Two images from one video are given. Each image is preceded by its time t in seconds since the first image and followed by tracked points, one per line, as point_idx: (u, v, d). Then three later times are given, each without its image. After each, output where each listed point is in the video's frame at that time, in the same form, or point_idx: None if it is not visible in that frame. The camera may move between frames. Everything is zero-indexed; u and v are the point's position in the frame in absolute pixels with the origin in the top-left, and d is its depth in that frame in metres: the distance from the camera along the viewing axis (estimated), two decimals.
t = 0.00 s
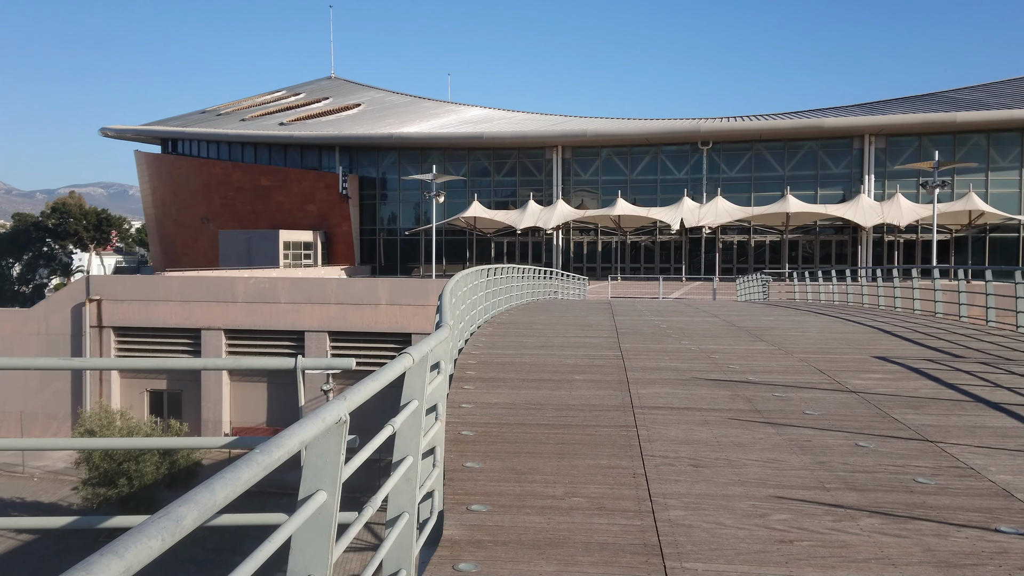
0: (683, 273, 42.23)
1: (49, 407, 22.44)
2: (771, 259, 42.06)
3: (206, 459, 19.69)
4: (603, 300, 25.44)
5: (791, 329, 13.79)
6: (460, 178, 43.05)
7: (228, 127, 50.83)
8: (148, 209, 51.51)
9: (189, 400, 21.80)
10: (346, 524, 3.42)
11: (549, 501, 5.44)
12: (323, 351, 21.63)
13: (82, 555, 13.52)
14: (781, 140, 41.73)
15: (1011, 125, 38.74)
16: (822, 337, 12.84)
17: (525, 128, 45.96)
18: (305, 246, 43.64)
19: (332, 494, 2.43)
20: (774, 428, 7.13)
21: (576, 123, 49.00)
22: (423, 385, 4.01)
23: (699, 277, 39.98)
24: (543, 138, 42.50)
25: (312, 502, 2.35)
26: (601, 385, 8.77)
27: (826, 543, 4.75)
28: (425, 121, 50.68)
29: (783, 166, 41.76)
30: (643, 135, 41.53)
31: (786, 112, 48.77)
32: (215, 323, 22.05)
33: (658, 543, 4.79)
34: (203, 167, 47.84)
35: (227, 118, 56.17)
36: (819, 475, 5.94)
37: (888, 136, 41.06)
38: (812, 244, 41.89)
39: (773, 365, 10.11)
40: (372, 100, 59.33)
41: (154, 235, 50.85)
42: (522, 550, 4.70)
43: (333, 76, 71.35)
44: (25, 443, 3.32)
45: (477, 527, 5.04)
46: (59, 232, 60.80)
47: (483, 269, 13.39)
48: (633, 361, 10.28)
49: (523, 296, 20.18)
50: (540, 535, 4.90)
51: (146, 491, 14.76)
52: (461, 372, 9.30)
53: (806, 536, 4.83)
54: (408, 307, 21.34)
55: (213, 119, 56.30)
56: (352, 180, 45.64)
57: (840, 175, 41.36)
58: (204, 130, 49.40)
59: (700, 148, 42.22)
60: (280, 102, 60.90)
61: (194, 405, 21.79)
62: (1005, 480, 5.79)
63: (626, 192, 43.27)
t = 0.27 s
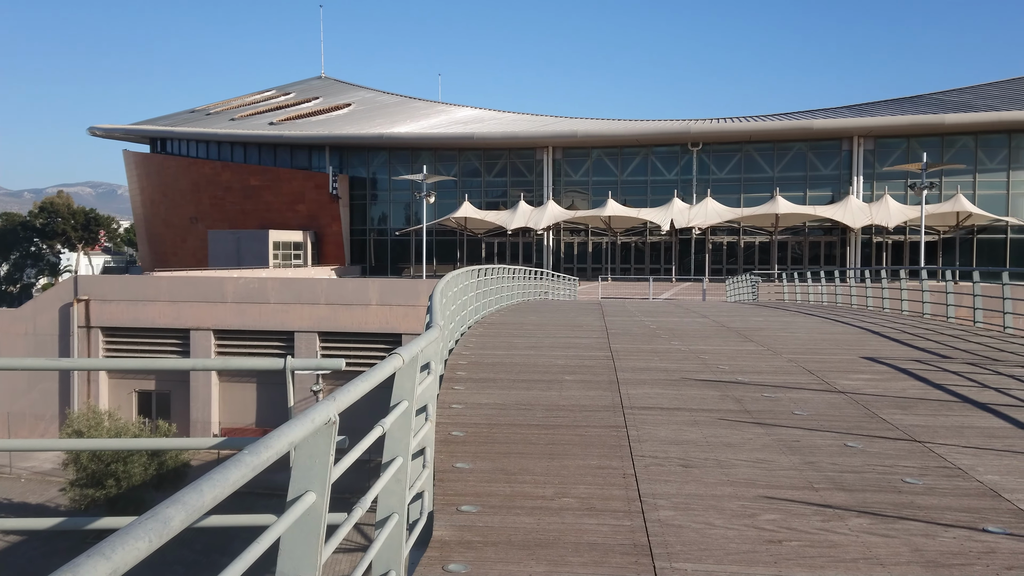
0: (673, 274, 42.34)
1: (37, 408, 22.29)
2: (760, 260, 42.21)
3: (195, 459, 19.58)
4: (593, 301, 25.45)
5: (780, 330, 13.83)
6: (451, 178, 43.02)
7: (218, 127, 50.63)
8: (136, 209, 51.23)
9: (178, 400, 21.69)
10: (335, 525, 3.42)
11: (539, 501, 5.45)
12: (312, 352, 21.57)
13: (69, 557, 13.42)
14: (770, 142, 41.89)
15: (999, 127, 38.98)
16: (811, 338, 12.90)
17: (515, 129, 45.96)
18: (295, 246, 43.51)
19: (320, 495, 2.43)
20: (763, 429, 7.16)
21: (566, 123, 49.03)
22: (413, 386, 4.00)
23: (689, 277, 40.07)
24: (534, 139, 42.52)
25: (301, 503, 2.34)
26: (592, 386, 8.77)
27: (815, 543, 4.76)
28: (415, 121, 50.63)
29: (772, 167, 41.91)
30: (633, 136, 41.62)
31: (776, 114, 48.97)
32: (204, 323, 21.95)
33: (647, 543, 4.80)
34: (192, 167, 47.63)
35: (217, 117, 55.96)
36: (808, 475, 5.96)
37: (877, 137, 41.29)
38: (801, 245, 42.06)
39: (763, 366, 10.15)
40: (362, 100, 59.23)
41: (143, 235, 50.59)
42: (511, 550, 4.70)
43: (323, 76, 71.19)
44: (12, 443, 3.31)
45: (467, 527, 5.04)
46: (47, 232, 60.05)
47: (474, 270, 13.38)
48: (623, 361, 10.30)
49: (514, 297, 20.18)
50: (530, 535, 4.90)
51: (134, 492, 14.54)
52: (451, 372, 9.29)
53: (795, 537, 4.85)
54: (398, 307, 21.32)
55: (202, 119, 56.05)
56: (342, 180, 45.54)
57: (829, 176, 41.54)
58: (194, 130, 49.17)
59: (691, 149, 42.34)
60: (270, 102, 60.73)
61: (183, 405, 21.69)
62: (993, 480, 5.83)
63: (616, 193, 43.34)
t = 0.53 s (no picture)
0: (663, 273, 42.42)
1: (24, 410, 22.12)
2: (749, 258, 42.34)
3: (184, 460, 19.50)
4: (583, 300, 25.47)
5: (769, 328, 13.88)
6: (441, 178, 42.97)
7: (206, 127, 50.40)
8: (124, 209, 50.95)
9: (167, 401, 21.58)
10: (325, 525, 3.41)
11: (529, 500, 5.45)
12: (302, 352, 21.51)
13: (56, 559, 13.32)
14: (759, 141, 42.03)
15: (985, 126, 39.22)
16: (800, 336, 12.94)
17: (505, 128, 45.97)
18: (284, 246, 43.38)
19: (310, 495, 2.42)
20: (752, 426, 7.18)
21: (556, 123, 49.05)
22: (402, 385, 4.00)
23: (679, 276, 40.15)
24: (523, 138, 42.54)
25: (290, 503, 2.34)
26: (582, 385, 8.78)
27: (804, 541, 4.78)
28: (405, 121, 50.56)
29: (761, 167, 42.04)
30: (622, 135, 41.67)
31: (764, 113, 49.13)
32: (192, 324, 21.85)
33: (637, 541, 4.81)
34: (180, 167, 47.39)
35: (205, 117, 55.72)
36: (797, 472, 5.98)
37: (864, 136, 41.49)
38: (790, 244, 42.21)
39: (752, 364, 10.18)
40: (351, 99, 59.09)
41: (131, 235, 50.33)
42: (501, 550, 4.70)
43: (312, 75, 70.97)
44: None
45: (457, 527, 5.04)
46: (33, 232, 59.73)
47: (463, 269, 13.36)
48: (613, 360, 10.31)
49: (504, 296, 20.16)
50: (520, 535, 4.90)
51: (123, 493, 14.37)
52: (441, 372, 9.28)
53: (784, 534, 4.87)
54: (388, 307, 21.28)
55: (190, 118, 55.78)
56: (331, 180, 45.42)
57: (818, 176, 41.71)
58: (182, 129, 48.94)
59: (680, 149, 42.45)
60: (258, 102, 60.50)
61: (172, 406, 21.60)
62: (980, 477, 5.87)
63: (606, 193, 43.40)
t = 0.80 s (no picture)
0: (651, 272, 42.53)
1: (9, 410, 21.95)
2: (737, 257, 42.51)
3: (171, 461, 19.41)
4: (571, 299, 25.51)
5: (756, 327, 13.94)
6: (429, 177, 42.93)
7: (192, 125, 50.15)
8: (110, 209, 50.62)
9: (153, 402, 21.46)
10: (313, 525, 3.40)
11: (518, 499, 5.45)
12: (289, 352, 21.43)
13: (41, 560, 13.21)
14: (746, 140, 42.20)
15: (970, 125, 39.52)
16: (787, 334, 13.01)
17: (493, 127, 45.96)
18: (271, 245, 43.22)
19: (298, 495, 2.41)
20: (740, 424, 7.21)
21: (544, 122, 49.05)
22: (391, 384, 3.99)
23: (667, 275, 40.27)
24: (511, 137, 42.59)
25: (278, 504, 2.33)
26: (570, 383, 8.79)
27: (791, 538, 4.81)
28: (393, 120, 50.49)
29: (747, 165, 42.21)
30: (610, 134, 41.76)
31: (751, 112, 49.33)
32: (179, 324, 21.73)
33: (626, 539, 4.82)
34: (166, 166, 47.11)
35: (191, 116, 55.43)
36: (784, 469, 6.01)
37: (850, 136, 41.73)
38: (777, 242, 42.40)
39: (739, 362, 10.23)
40: (338, 98, 58.95)
41: (116, 235, 50.02)
42: (490, 549, 4.70)
43: (299, 74, 70.72)
44: None
45: (446, 526, 5.03)
46: (18, 232, 59.32)
47: (452, 268, 13.35)
48: (601, 359, 10.34)
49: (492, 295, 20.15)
50: (508, 533, 4.91)
51: (109, 495, 14.22)
52: (430, 371, 9.27)
53: (771, 532, 4.89)
54: (376, 306, 21.25)
55: (176, 117, 55.47)
56: (318, 179, 45.29)
57: (804, 174, 41.91)
58: (168, 128, 48.68)
59: (667, 148, 42.57)
60: (245, 100, 60.19)
61: (158, 407, 21.48)
62: (965, 473, 5.91)
63: (594, 192, 43.47)
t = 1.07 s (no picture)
0: (639, 271, 42.64)
1: None
2: (724, 257, 42.68)
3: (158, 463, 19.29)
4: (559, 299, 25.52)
5: (743, 326, 13.99)
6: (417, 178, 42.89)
7: (178, 126, 49.89)
8: (95, 210, 50.28)
9: (140, 404, 21.33)
10: (301, 527, 3.39)
11: (507, 499, 5.45)
12: (277, 353, 21.36)
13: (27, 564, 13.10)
14: (733, 140, 42.37)
15: (954, 125, 39.81)
16: (774, 334, 13.07)
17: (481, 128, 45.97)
18: (258, 246, 43.04)
19: (285, 497, 2.40)
20: (727, 424, 7.24)
21: (531, 122, 49.10)
22: (379, 385, 3.98)
23: (655, 275, 40.37)
24: (499, 138, 42.59)
25: (265, 506, 2.33)
26: (559, 383, 8.80)
27: (779, 536, 4.83)
28: (380, 120, 50.39)
29: (735, 166, 42.37)
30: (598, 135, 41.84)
31: (737, 113, 49.54)
32: (166, 325, 21.62)
33: (615, 539, 4.83)
34: (152, 166, 46.85)
35: (178, 116, 55.13)
36: (771, 468, 6.04)
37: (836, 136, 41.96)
38: (764, 242, 42.57)
39: (727, 361, 10.27)
40: (325, 99, 58.79)
41: (102, 236, 49.69)
42: (479, 549, 4.69)
43: (286, 74, 70.48)
44: None
45: (435, 527, 5.03)
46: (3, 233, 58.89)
47: (440, 269, 13.34)
48: (590, 359, 10.35)
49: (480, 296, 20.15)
50: (497, 534, 4.91)
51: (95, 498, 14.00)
52: (418, 372, 9.26)
53: (759, 530, 4.91)
54: (364, 307, 21.21)
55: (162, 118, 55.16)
56: (306, 179, 45.15)
57: (791, 174, 42.11)
58: (154, 129, 48.41)
59: (655, 148, 42.69)
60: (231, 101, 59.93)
61: (145, 409, 21.35)
62: (951, 471, 5.96)
63: (582, 192, 43.54)
